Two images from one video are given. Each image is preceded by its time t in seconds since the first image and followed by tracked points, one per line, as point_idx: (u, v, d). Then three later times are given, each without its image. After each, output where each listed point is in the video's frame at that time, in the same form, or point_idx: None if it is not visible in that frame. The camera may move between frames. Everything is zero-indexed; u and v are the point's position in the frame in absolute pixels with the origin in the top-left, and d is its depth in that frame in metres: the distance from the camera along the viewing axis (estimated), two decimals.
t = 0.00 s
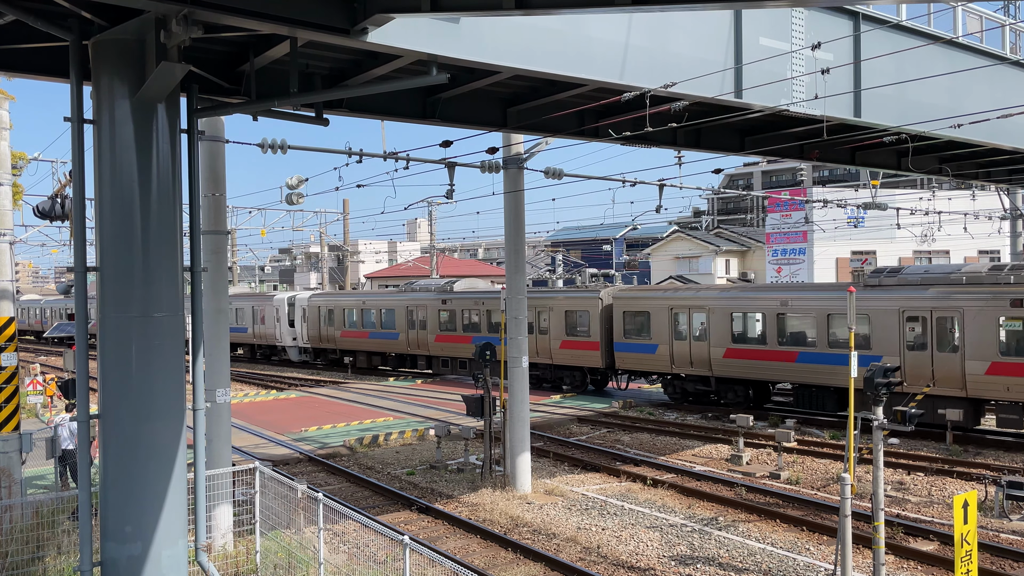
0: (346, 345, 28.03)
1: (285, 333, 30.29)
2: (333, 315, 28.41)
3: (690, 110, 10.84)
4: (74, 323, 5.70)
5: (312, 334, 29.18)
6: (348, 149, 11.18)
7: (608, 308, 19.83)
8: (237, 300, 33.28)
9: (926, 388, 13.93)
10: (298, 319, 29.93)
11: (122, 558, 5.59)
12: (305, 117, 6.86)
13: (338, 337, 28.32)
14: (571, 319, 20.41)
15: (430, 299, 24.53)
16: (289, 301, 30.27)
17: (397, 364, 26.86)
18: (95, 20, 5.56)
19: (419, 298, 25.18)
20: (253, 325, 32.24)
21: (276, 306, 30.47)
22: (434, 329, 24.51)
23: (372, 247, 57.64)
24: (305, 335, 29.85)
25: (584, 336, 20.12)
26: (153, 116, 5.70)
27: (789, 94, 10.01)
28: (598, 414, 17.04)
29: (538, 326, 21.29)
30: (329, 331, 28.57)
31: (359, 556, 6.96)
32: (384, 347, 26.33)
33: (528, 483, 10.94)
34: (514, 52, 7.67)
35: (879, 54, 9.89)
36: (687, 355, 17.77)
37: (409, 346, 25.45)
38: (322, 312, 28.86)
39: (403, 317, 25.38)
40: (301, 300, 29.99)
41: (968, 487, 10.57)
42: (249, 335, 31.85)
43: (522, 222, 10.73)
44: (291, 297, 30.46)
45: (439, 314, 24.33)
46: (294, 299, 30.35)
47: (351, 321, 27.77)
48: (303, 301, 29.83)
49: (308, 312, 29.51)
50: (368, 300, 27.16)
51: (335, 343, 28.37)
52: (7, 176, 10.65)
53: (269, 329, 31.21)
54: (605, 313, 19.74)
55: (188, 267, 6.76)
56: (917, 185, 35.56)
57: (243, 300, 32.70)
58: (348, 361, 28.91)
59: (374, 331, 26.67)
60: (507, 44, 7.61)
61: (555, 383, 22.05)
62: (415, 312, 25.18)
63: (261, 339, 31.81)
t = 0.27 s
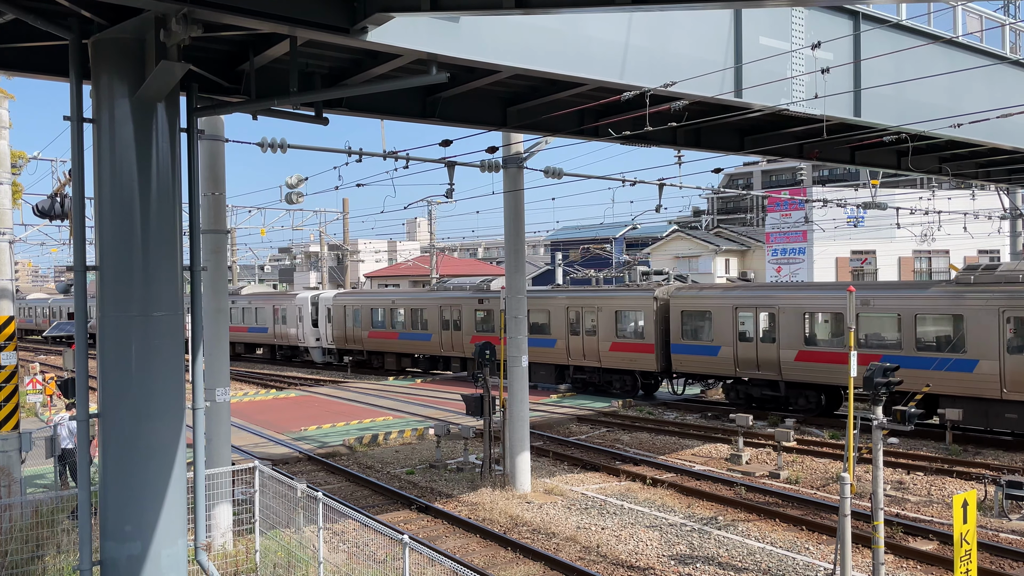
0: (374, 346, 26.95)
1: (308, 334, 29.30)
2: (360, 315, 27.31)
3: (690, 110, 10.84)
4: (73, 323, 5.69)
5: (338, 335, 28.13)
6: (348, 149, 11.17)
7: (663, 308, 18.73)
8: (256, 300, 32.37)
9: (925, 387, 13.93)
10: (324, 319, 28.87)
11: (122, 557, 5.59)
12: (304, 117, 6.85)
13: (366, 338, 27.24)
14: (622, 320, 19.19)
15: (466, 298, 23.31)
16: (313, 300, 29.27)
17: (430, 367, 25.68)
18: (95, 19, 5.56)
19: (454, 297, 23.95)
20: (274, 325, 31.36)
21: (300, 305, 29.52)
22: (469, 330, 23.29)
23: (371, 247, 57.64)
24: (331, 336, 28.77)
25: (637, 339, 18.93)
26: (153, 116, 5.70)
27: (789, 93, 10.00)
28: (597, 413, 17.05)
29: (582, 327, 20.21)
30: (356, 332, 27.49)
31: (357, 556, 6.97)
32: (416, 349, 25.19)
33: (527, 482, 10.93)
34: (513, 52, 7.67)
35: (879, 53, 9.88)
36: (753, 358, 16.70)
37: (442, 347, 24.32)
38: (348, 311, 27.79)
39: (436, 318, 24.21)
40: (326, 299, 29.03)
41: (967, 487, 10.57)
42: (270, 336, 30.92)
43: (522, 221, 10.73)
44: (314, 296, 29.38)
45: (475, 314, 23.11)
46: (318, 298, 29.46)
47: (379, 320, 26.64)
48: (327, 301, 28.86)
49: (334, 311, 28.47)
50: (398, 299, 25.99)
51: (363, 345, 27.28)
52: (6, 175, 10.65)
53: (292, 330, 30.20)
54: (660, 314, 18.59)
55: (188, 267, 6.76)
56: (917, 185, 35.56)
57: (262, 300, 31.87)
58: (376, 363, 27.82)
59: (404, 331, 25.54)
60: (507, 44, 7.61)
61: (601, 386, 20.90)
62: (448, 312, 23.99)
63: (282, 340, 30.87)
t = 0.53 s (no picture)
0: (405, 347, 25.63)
1: (332, 334, 28.02)
2: (389, 314, 26.07)
3: (690, 108, 10.83)
4: (73, 321, 5.69)
5: (365, 335, 26.84)
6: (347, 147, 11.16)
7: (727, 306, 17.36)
8: (277, 298, 31.12)
9: (924, 386, 13.93)
10: (350, 318, 27.54)
11: (121, 556, 5.60)
12: (304, 115, 6.85)
13: (396, 338, 25.93)
14: (678, 318, 17.82)
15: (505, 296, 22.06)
16: (338, 299, 28.01)
17: (463, 368, 24.25)
18: (94, 17, 5.55)
19: (492, 295, 22.71)
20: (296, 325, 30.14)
21: (324, 303, 28.28)
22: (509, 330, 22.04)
23: (371, 246, 57.63)
24: (357, 335, 27.44)
25: (695, 340, 17.52)
26: (152, 114, 5.69)
27: (789, 92, 10.00)
28: (597, 412, 17.06)
29: (632, 327, 18.76)
30: (384, 332, 26.23)
31: (358, 555, 6.91)
32: (450, 349, 23.89)
33: (526, 481, 10.92)
34: (513, 50, 7.66)
35: (878, 52, 9.88)
36: (829, 361, 15.47)
37: (623, 358, 19.06)
38: (376, 309, 26.54)
39: (473, 317, 22.93)
40: (352, 297, 27.82)
41: (966, 485, 10.58)
42: (291, 336, 29.67)
43: (522, 220, 10.73)
44: (339, 295, 28.18)
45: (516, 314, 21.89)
46: (343, 296, 28.20)
47: (410, 320, 25.40)
48: (353, 299, 27.66)
49: (360, 310, 27.23)
50: (431, 298, 24.72)
51: (392, 345, 26.00)
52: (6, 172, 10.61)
53: (316, 330, 28.94)
54: (722, 312, 17.22)
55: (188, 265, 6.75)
56: (916, 184, 35.54)
57: (285, 298, 30.66)
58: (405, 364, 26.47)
59: (437, 331, 24.33)
60: (507, 42, 7.60)
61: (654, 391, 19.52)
62: (485, 311, 22.73)
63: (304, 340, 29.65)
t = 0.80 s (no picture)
0: (438, 347, 24.24)
1: (359, 333, 26.75)
2: (421, 313, 24.78)
3: (690, 106, 10.82)
4: (72, 319, 5.69)
5: (394, 335, 25.55)
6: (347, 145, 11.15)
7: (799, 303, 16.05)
8: (300, 295, 29.89)
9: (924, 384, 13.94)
10: (378, 316, 26.14)
11: (121, 553, 5.60)
12: (304, 113, 6.84)
13: (428, 338, 24.53)
14: (746, 317, 16.46)
15: (549, 294, 20.67)
16: (365, 296, 26.76)
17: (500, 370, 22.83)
18: (93, 15, 5.55)
19: (534, 293, 21.30)
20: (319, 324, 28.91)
21: (351, 301, 26.96)
22: (554, 330, 20.64)
23: (371, 244, 57.66)
24: (386, 335, 26.04)
25: (764, 341, 16.18)
26: (152, 111, 5.69)
27: (789, 90, 9.99)
28: (596, 409, 17.07)
29: (632, 325, 18.78)
30: (416, 331, 24.90)
31: (357, 552, 6.94)
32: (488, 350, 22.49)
33: (526, 479, 10.93)
34: (513, 48, 7.66)
35: (878, 50, 9.87)
36: (918, 365, 14.20)
37: (681, 360, 17.74)
38: (406, 308, 25.25)
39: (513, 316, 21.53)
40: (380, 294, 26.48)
41: (964, 483, 10.59)
42: (316, 335, 28.49)
43: (521, 218, 10.73)
44: (367, 292, 26.89)
45: (560, 313, 20.54)
46: (371, 294, 26.87)
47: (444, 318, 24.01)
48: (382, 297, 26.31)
49: (390, 308, 25.89)
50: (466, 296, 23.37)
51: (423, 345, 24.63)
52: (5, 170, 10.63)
53: (343, 329, 27.60)
54: (795, 311, 15.89)
55: (187, 263, 6.75)
56: (915, 182, 35.54)
57: (308, 296, 29.41)
58: (437, 366, 25.07)
59: (472, 331, 22.97)
60: (506, 40, 7.60)
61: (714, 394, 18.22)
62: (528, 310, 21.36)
63: (329, 339, 28.41)
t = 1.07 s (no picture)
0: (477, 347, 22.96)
1: (390, 331, 25.72)
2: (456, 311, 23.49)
3: (689, 104, 10.82)
4: (72, 316, 5.69)
5: (427, 333, 24.46)
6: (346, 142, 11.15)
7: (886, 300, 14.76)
8: (325, 292, 28.81)
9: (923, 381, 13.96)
10: (413, 315, 25.08)
11: (120, 550, 5.60)
12: (304, 110, 6.83)
13: (466, 337, 23.24)
14: (781, 315, 16.03)
15: (599, 291, 19.25)
16: (397, 294, 25.72)
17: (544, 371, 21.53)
18: (92, 12, 5.53)
19: (583, 290, 19.88)
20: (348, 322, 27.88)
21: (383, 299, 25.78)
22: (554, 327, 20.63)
23: (371, 241, 57.72)
24: (420, 333, 24.94)
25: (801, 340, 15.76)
26: (151, 109, 5.68)
27: (789, 88, 9.99)
28: (596, 407, 17.09)
29: (632, 323, 18.76)
30: (452, 330, 23.63)
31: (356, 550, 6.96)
32: (534, 350, 21.11)
33: (526, 476, 10.94)
34: (513, 45, 7.65)
35: (878, 48, 9.86)
36: None
37: (750, 362, 16.50)
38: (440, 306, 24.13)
39: (560, 314, 20.13)
40: (413, 292, 25.23)
41: (963, 481, 10.61)
42: (344, 334, 27.50)
43: (521, 216, 10.73)
44: (398, 289, 25.87)
45: (612, 311, 19.10)
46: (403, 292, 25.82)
47: (484, 317, 22.63)
48: (416, 294, 25.10)
49: (423, 305, 24.74)
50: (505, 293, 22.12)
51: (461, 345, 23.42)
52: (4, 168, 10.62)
53: (374, 327, 26.44)
54: (882, 311, 14.63)
55: (187, 260, 6.75)
56: (915, 179, 35.53)
57: (335, 293, 28.32)
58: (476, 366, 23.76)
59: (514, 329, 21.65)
60: (506, 38, 7.60)
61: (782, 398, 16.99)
62: (575, 308, 19.95)
63: (358, 338, 27.36)
